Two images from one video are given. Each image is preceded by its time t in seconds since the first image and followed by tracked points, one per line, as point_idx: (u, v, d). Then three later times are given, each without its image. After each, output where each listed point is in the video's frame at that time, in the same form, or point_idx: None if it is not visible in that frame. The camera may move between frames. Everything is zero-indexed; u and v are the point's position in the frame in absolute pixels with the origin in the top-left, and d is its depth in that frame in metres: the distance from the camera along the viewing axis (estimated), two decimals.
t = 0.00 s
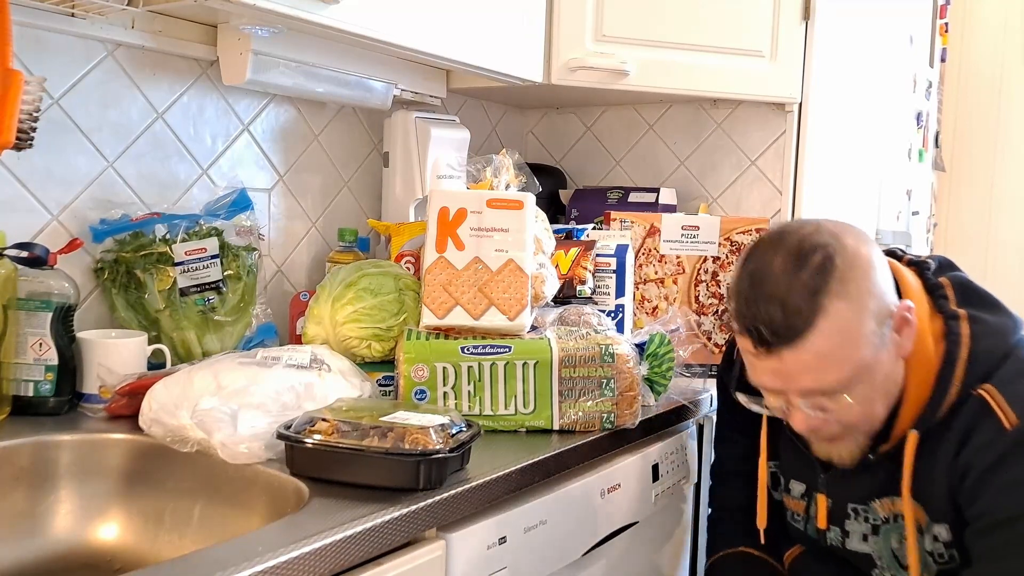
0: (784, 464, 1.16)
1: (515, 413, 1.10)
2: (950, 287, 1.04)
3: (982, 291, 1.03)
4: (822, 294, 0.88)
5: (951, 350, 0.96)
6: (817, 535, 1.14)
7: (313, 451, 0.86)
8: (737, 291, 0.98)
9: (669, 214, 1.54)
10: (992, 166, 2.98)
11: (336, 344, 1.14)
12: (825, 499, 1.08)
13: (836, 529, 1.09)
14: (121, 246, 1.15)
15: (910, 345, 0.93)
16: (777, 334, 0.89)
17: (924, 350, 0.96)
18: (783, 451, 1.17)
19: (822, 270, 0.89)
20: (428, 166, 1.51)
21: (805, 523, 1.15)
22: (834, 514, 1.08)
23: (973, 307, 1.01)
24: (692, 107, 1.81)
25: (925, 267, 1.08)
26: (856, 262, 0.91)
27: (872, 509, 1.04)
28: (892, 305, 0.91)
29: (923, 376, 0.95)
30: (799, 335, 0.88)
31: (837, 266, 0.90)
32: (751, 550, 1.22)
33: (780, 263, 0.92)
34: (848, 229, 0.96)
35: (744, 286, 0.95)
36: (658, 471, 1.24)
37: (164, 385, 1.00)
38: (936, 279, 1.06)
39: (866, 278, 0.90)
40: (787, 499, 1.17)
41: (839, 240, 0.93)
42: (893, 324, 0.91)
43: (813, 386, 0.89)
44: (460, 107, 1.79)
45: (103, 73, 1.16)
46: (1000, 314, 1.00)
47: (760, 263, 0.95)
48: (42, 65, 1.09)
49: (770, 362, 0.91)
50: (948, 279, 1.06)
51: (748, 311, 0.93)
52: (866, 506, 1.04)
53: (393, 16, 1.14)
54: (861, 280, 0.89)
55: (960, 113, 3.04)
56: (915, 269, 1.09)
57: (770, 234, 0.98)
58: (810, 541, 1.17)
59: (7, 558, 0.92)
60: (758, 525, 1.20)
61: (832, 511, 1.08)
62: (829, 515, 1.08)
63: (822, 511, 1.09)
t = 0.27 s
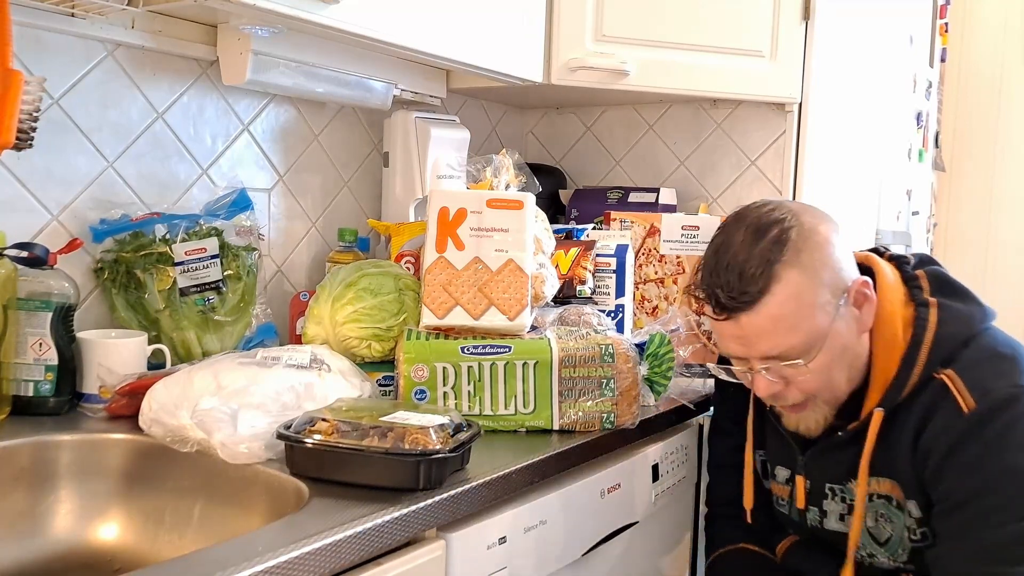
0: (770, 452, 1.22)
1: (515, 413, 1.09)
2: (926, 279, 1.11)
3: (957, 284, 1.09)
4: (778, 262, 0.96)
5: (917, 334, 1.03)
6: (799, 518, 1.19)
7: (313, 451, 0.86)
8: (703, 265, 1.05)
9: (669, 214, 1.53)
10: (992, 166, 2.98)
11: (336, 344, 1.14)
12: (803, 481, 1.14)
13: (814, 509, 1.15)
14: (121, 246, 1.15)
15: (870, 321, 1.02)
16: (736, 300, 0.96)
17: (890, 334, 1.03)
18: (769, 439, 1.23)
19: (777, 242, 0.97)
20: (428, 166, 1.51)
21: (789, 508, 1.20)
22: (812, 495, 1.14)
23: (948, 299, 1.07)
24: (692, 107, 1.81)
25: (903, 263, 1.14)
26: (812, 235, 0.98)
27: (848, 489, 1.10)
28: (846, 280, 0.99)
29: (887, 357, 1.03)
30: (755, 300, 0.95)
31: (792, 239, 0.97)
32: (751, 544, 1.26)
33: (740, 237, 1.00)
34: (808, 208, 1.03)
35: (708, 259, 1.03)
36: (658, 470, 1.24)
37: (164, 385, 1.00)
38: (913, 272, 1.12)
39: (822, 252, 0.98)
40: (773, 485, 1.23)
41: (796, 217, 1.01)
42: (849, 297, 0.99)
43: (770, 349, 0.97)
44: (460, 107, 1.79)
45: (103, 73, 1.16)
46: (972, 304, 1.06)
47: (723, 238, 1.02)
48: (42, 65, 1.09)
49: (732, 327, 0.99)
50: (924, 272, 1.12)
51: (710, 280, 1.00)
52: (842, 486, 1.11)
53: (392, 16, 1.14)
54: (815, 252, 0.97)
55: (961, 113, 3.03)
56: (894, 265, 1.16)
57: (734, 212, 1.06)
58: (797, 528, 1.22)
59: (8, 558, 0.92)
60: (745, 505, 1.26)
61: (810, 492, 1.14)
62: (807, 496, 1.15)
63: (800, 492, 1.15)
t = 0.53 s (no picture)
0: (770, 452, 1.24)
1: (515, 413, 1.09)
2: (920, 276, 1.14)
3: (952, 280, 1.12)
4: (778, 259, 0.97)
5: (914, 329, 1.05)
6: (801, 517, 1.20)
7: (313, 451, 0.86)
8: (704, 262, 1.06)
9: (669, 214, 1.53)
10: (992, 166, 2.98)
11: (336, 344, 1.14)
12: (805, 477, 1.16)
13: (817, 507, 1.16)
14: (121, 246, 1.15)
15: (869, 316, 1.04)
16: (736, 298, 0.98)
17: (889, 329, 1.06)
18: (768, 438, 1.25)
19: (777, 239, 0.99)
20: (428, 166, 1.51)
21: (791, 506, 1.21)
22: (814, 492, 1.15)
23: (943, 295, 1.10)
24: (692, 107, 1.81)
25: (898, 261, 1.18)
26: (810, 232, 1.00)
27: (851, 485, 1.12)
28: (846, 276, 1.01)
29: (886, 353, 1.06)
30: (756, 297, 0.97)
31: (792, 236, 0.99)
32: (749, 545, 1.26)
33: (740, 234, 1.02)
34: (806, 205, 1.05)
35: (709, 256, 1.04)
36: (658, 470, 1.24)
37: (164, 385, 1.00)
38: (908, 270, 1.15)
39: (822, 250, 0.99)
40: (774, 485, 1.24)
41: (795, 214, 1.02)
42: (849, 293, 1.01)
43: (771, 345, 0.98)
44: (460, 107, 1.79)
45: (103, 73, 1.16)
46: (966, 299, 1.09)
47: (723, 235, 1.04)
48: (42, 65, 1.09)
49: (733, 324, 1.00)
50: (919, 270, 1.15)
51: (711, 278, 1.02)
52: (844, 482, 1.12)
53: (393, 16, 1.14)
54: (814, 249, 0.99)
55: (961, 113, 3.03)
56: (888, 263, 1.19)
57: (734, 209, 1.07)
58: (798, 526, 1.23)
59: (8, 558, 0.92)
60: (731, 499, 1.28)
61: (812, 489, 1.15)
62: (810, 493, 1.16)
63: (803, 490, 1.17)
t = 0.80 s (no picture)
0: (774, 453, 1.25)
1: (515, 413, 1.09)
2: (926, 276, 1.16)
3: (956, 278, 1.15)
4: (794, 252, 0.99)
5: (924, 327, 1.07)
6: (807, 517, 1.21)
7: (313, 451, 0.86)
8: (717, 257, 1.08)
9: (669, 214, 1.53)
10: (992, 165, 2.98)
11: (336, 344, 1.14)
12: (813, 478, 1.17)
13: (825, 507, 1.17)
14: (121, 246, 1.15)
15: (880, 312, 1.06)
16: (753, 287, 0.98)
17: (899, 328, 1.08)
18: (773, 440, 1.25)
19: (793, 232, 1.00)
20: (428, 166, 1.51)
21: (797, 507, 1.23)
22: (822, 492, 1.17)
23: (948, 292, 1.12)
24: (692, 107, 1.81)
25: (903, 260, 1.20)
26: (825, 226, 1.02)
27: (860, 485, 1.14)
28: (858, 271, 1.03)
29: (898, 352, 1.08)
30: (772, 289, 0.98)
31: (807, 230, 1.01)
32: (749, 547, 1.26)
33: (756, 228, 1.03)
34: (818, 201, 1.07)
35: (722, 250, 1.06)
36: (658, 470, 1.24)
37: (164, 385, 1.00)
38: (914, 269, 1.18)
39: (836, 244, 1.01)
40: (778, 486, 1.25)
41: (809, 209, 1.04)
42: (862, 288, 1.03)
43: (787, 338, 0.99)
44: (460, 107, 1.79)
45: (103, 73, 1.16)
46: (972, 296, 1.11)
47: (737, 229, 1.05)
48: (42, 65, 1.09)
49: (747, 317, 1.01)
50: (925, 269, 1.18)
51: (725, 270, 1.03)
52: (853, 482, 1.14)
53: (393, 16, 1.14)
54: (828, 242, 1.01)
55: (960, 113, 3.03)
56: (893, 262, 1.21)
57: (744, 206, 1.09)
58: (803, 527, 1.24)
59: (7, 558, 0.92)
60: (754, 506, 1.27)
61: (820, 489, 1.17)
62: (818, 493, 1.18)
63: (810, 490, 1.18)
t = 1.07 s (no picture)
0: (775, 451, 1.25)
1: (515, 413, 1.09)
2: (926, 274, 1.18)
3: (956, 277, 1.17)
4: (795, 240, 1.00)
5: (925, 321, 1.09)
6: (808, 513, 1.21)
7: (313, 451, 0.86)
8: (719, 247, 1.09)
9: (669, 215, 1.53)
10: (992, 165, 2.98)
11: (336, 344, 1.14)
12: (815, 473, 1.17)
13: (826, 502, 1.17)
14: (121, 246, 1.15)
15: (880, 304, 1.08)
16: (755, 274, 0.99)
17: (899, 322, 1.09)
18: (773, 437, 1.26)
19: (795, 221, 1.02)
20: (428, 166, 1.51)
21: (798, 503, 1.23)
22: (823, 487, 1.17)
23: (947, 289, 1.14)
24: (692, 107, 1.81)
25: (902, 259, 1.23)
26: (826, 215, 1.03)
27: (861, 479, 1.14)
28: (859, 261, 1.04)
29: (899, 345, 1.09)
30: (774, 275, 0.99)
31: (808, 219, 1.02)
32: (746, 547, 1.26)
33: (758, 217, 1.04)
34: (820, 193, 1.09)
35: (725, 240, 1.07)
36: (658, 470, 1.24)
37: (164, 385, 1.00)
38: (914, 267, 1.20)
39: (837, 233, 1.02)
40: (778, 483, 1.25)
41: (811, 199, 1.06)
42: (862, 279, 1.04)
43: (787, 324, 1.00)
44: (461, 107, 1.79)
45: (103, 73, 1.16)
46: (971, 292, 1.13)
47: (740, 219, 1.07)
48: (42, 65, 1.09)
49: (749, 304, 1.02)
50: (924, 267, 1.20)
51: (727, 257, 1.04)
52: (855, 477, 1.14)
53: (393, 16, 1.14)
54: (830, 231, 1.02)
55: (960, 113, 3.03)
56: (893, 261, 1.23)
57: (748, 196, 1.10)
58: (804, 524, 1.24)
59: (7, 558, 0.92)
60: (743, 500, 1.28)
61: (822, 484, 1.17)
62: (819, 488, 1.18)
63: (811, 485, 1.18)
